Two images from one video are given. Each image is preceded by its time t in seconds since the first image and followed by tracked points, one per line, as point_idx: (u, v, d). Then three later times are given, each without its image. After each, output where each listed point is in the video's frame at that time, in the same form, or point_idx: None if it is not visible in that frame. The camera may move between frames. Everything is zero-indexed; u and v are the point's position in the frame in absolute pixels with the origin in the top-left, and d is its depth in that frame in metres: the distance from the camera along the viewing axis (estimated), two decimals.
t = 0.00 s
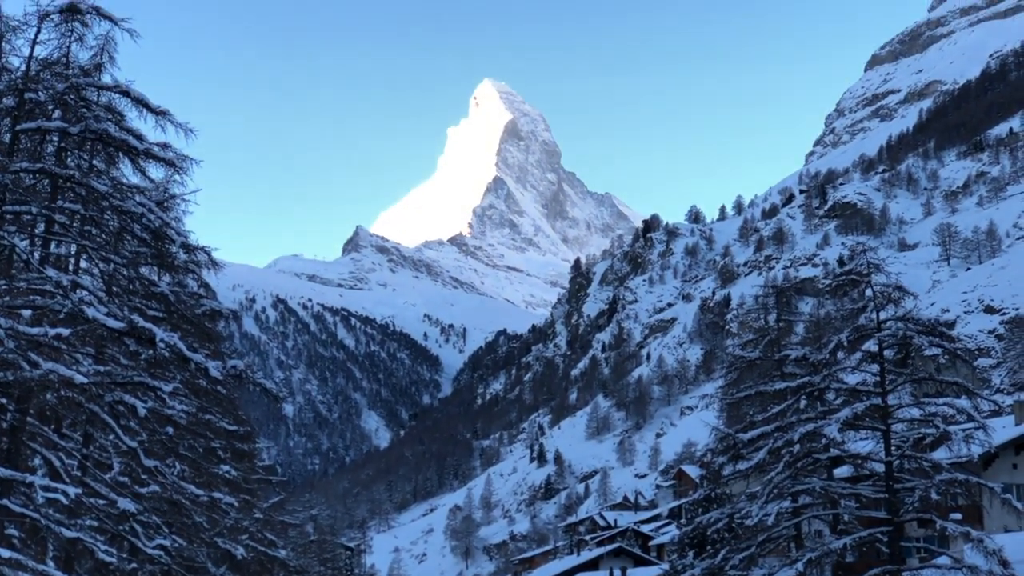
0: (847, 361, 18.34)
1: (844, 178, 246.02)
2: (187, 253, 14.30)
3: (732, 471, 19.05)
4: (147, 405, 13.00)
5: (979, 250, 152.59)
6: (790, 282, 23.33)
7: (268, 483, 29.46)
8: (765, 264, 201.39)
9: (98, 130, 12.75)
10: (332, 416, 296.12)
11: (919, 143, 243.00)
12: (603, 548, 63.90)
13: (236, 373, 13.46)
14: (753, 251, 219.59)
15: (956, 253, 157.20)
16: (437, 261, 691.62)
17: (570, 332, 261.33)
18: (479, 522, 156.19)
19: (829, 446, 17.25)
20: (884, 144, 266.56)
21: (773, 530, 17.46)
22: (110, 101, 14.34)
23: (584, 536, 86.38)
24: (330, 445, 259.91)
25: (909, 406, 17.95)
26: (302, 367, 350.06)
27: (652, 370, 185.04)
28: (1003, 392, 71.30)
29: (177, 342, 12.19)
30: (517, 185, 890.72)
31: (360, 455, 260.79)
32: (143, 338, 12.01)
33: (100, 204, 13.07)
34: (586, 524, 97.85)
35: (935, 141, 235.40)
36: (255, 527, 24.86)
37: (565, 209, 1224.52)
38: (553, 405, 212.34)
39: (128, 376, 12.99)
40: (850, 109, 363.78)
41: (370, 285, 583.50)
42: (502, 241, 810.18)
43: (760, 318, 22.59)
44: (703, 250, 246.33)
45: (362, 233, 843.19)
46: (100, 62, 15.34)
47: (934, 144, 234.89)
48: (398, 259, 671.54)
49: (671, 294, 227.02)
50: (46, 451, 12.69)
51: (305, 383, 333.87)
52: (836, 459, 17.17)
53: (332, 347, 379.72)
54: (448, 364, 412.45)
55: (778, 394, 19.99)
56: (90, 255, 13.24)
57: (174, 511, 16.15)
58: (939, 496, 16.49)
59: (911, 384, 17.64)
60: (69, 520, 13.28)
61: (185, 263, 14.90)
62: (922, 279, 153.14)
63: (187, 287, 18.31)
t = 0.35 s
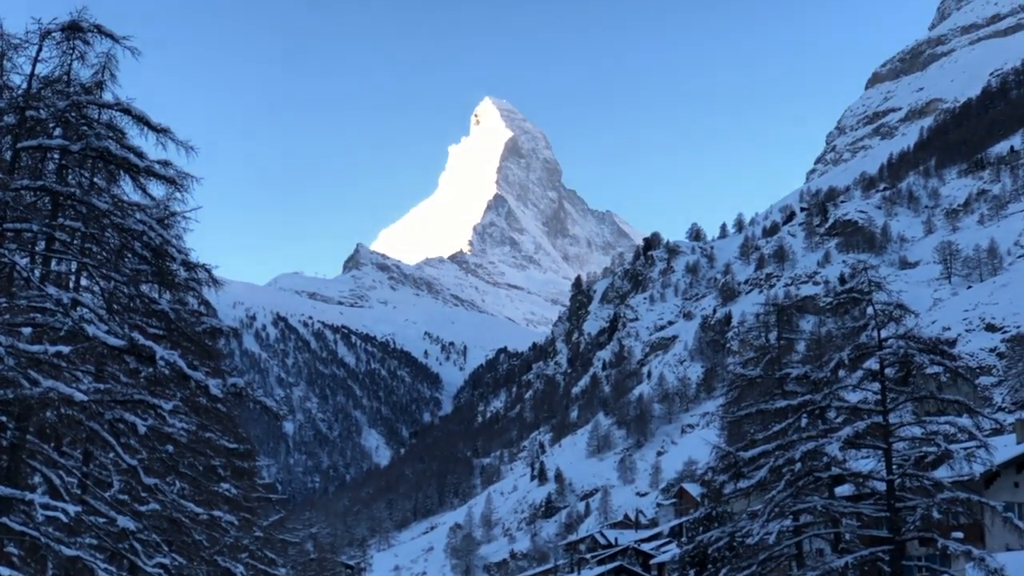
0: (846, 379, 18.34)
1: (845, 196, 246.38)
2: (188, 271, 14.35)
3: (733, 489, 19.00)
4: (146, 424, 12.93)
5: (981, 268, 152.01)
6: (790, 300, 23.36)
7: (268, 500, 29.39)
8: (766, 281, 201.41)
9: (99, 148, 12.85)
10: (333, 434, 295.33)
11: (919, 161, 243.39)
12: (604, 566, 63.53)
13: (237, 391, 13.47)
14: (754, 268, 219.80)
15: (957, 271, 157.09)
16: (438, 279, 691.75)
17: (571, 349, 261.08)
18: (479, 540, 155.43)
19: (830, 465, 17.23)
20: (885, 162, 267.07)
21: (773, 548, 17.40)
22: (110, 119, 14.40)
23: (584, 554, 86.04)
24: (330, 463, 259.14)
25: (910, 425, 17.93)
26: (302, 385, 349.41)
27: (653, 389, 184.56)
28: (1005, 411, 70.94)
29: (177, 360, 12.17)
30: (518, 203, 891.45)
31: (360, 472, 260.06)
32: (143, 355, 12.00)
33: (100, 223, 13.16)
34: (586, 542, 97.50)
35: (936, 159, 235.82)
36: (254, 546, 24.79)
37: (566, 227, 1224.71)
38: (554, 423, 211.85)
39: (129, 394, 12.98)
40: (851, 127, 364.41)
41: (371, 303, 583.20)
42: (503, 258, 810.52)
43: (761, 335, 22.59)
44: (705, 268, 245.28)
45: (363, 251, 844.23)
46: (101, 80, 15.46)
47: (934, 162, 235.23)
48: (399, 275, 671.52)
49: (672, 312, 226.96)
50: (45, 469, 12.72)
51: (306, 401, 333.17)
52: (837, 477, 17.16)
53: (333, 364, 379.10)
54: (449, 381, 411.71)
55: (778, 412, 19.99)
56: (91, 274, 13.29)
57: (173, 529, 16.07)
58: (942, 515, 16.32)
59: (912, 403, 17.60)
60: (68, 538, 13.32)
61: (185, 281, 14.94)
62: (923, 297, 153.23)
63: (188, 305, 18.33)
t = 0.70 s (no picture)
0: (851, 388, 18.27)
1: (849, 202, 246.37)
2: (192, 279, 14.36)
3: (737, 497, 18.94)
4: (150, 430, 12.91)
5: (985, 275, 151.36)
6: (794, 308, 23.40)
7: (272, 507, 29.44)
8: (770, 288, 201.28)
9: (103, 155, 12.92)
10: (337, 442, 295.36)
11: (923, 168, 243.19)
12: None
13: (240, 397, 13.45)
14: (758, 275, 219.82)
15: (961, 278, 156.93)
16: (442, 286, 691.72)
17: (575, 357, 261.04)
18: (484, 548, 155.25)
19: (835, 472, 17.21)
20: (888, 169, 266.82)
21: (777, 556, 17.32)
22: (115, 127, 14.46)
23: (588, 562, 86.04)
24: (335, 470, 259.65)
25: (916, 432, 17.88)
26: (306, 392, 349.34)
27: (658, 396, 184.24)
28: (1010, 418, 70.66)
29: (181, 367, 12.15)
30: (522, 210, 891.97)
31: (365, 480, 260.22)
32: (148, 362, 11.98)
33: (104, 229, 13.24)
34: (590, 549, 97.73)
35: (940, 166, 235.53)
36: (258, 553, 24.82)
37: (570, 234, 1224.73)
38: (558, 430, 211.81)
39: (133, 401, 12.95)
40: (855, 133, 364.20)
41: (375, 310, 583.49)
42: (506, 265, 810.71)
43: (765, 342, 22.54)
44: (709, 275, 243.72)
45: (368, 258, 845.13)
46: (105, 87, 15.55)
47: (939, 169, 234.96)
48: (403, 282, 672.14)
49: (675, 319, 226.78)
50: (48, 477, 12.77)
51: (310, 408, 333.10)
52: (842, 484, 17.14)
53: (337, 371, 379.11)
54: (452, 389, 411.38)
55: (782, 419, 19.98)
56: (95, 281, 13.26)
57: (176, 535, 15.97)
58: (947, 522, 16.31)
59: (917, 408, 17.46)
60: (72, 544, 13.36)
61: (190, 289, 14.91)
62: (926, 304, 153.13)
63: (191, 312, 18.31)
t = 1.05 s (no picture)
0: (857, 387, 18.21)
1: (853, 202, 245.84)
2: (196, 278, 14.35)
3: (742, 496, 18.86)
4: (155, 430, 12.94)
5: (990, 274, 150.74)
6: (798, 307, 23.34)
7: (276, 507, 29.50)
8: (774, 288, 200.94)
9: (106, 155, 12.90)
10: (341, 441, 295.58)
11: (928, 167, 242.46)
12: None
13: (245, 396, 13.44)
14: (763, 275, 219.48)
15: (967, 277, 156.52)
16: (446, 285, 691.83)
17: (579, 356, 260.92)
18: (488, 547, 155.04)
19: (840, 472, 17.17)
20: (893, 168, 266.13)
21: (782, 556, 17.27)
22: (120, 127, 14.48)
23: (592, 561, 86.05)
24: (339, 469, 260.07)
25: (921, 431, 17.87)
26: (311, 392, 349.48)
27: (662, 396, 184.13)
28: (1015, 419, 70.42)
29: (186, 366, 12.14)
30: (525, 209, 891.99)
31: (369, 479, 260.39)
32: (151, 362, 11.95)
33: (109, 228, 13.25)
34: (595, 548, 97.80)
35: (945, 165, 234.73)
36: (262, 552, 24.84)
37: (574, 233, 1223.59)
38: (562, 429, 211.82)
39: (138, 400, 12.92)
40: (860, 132, 363.35)
41: (380, 310, 583.75)
42: (510, 265, 810.76)
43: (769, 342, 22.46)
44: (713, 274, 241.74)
45: (372, 258, 845.52)
46: (110, 85, 15.59)
47: (944, 168, 234.13)
48: (407, 281, 672.56)
49: (680, 318, 226.37)
50: (53, 476, 12.82)
51: (314, 407, 333.37)
52: (847, 484, 17.14)
53: (341, 371, 379.27)
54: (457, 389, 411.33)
55: (787, 418, 19.93)
56: (100, 279, 13.26)
57: (180, 535, 15.96)
58: (952, 522, 16.27)
59: (921, 409, 17.42)
60: (77, 544, 13.36)
61: (194, 287, 14.89)
62: (931, 303, 152.70)
63: (197, 313, 18.35)
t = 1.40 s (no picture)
0: (857, 386, 18.23)
1: (855, 200, 245.60)
2: (198, 277, 14.40)
3: (742, 494, 18.83)
4: (156, 427, 12.99)
5: (991, 273, 150.38)
6: (799, 306, 23.32)
7: (277, 506, 29.49)
8: (776, 287, 200.86)
9: (109, 154, 12.93)
10: (342, 440, 295.73)
11: (929, 166, 242.19)
12: None
13: (245, 395, 13.47)
14: (764, 273, 219.24)
15: (968, 276, 156.39)
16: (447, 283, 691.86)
17: (580, 355, 260.92)
18: (488, 546, 155.15)
19: (841, 471, 17.18)
20: (895, 166, 265.69)
21: (783, 554, 17.26)
22: (121, 124, 14.51)
23: (592, 560, 86.10)
24: (339, 468, 260.29)
25: (921, 430, 17.89)
26: (312, 390, 349.54)
27: (663, 395, 184.33)
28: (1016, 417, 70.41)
29: (186, 364, 12.13)
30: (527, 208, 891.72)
31: (369, 478, 260.63)
32: (152, 360, 11.99)
33: (110, 227, 13.27)
34: (595, 547, 97.97)
35: (947, 164, 234.39)
36: (263, 550, 24.83)
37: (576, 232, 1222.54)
38: (563, 428, 211.88)
39: (139, 398, 12.94)
40: (861, 131, 362.90)
41: (380, 309, 583.94)
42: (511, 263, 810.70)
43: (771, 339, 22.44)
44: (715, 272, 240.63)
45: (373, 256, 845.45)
46: (111, 84, 15.67)
47: (945, 167, 233.77)
48: (408, 279, 673.02)
49: (681, 317, 226.11)
50: (55, 474, 12.88)
51: (315, 405, 333.44)
52: (847, 482, 17.19)
53: (342, 369, 379.36)
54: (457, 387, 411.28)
55: (787, 417, 19.94)
56: (100, 277, 13.32)
57: (181, 533, 15.96)
58: (952, 521, 16.28)
59: (923, 408, 17.40)
60: (78, 542, 13.39)
61: (194, 287, 14.90)
62: (932, 302, 152.54)
63: (199, 310, 18.38)
